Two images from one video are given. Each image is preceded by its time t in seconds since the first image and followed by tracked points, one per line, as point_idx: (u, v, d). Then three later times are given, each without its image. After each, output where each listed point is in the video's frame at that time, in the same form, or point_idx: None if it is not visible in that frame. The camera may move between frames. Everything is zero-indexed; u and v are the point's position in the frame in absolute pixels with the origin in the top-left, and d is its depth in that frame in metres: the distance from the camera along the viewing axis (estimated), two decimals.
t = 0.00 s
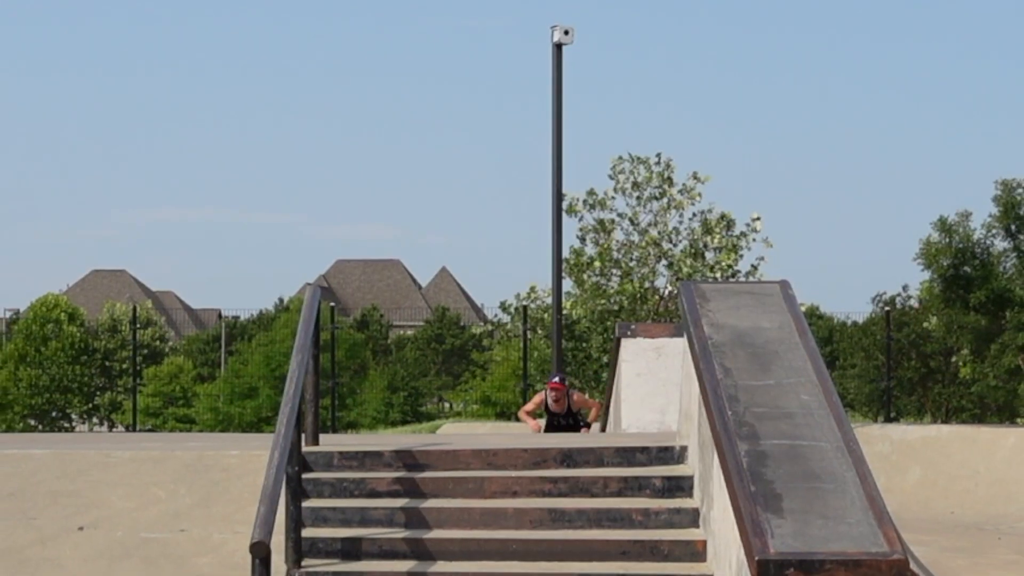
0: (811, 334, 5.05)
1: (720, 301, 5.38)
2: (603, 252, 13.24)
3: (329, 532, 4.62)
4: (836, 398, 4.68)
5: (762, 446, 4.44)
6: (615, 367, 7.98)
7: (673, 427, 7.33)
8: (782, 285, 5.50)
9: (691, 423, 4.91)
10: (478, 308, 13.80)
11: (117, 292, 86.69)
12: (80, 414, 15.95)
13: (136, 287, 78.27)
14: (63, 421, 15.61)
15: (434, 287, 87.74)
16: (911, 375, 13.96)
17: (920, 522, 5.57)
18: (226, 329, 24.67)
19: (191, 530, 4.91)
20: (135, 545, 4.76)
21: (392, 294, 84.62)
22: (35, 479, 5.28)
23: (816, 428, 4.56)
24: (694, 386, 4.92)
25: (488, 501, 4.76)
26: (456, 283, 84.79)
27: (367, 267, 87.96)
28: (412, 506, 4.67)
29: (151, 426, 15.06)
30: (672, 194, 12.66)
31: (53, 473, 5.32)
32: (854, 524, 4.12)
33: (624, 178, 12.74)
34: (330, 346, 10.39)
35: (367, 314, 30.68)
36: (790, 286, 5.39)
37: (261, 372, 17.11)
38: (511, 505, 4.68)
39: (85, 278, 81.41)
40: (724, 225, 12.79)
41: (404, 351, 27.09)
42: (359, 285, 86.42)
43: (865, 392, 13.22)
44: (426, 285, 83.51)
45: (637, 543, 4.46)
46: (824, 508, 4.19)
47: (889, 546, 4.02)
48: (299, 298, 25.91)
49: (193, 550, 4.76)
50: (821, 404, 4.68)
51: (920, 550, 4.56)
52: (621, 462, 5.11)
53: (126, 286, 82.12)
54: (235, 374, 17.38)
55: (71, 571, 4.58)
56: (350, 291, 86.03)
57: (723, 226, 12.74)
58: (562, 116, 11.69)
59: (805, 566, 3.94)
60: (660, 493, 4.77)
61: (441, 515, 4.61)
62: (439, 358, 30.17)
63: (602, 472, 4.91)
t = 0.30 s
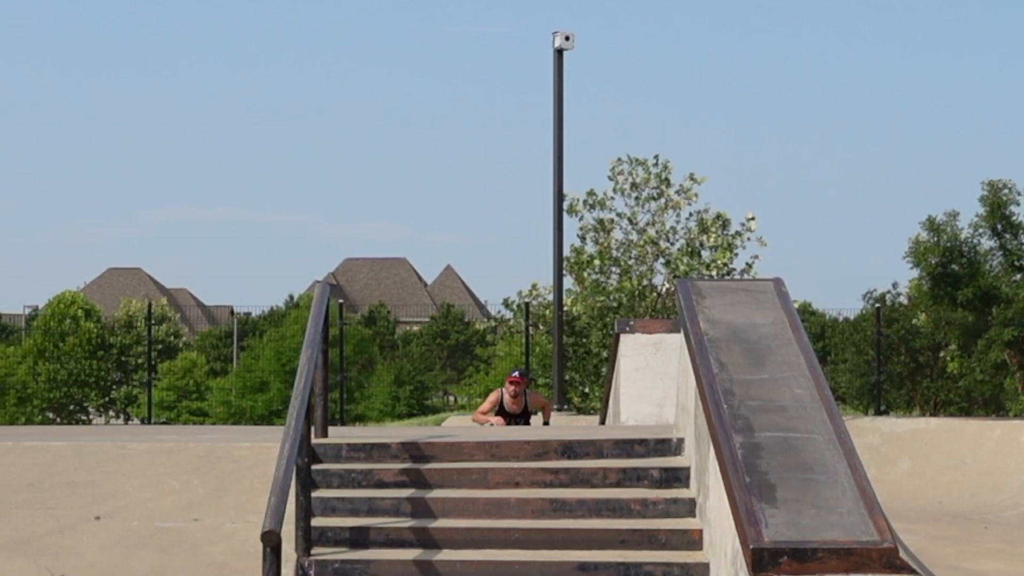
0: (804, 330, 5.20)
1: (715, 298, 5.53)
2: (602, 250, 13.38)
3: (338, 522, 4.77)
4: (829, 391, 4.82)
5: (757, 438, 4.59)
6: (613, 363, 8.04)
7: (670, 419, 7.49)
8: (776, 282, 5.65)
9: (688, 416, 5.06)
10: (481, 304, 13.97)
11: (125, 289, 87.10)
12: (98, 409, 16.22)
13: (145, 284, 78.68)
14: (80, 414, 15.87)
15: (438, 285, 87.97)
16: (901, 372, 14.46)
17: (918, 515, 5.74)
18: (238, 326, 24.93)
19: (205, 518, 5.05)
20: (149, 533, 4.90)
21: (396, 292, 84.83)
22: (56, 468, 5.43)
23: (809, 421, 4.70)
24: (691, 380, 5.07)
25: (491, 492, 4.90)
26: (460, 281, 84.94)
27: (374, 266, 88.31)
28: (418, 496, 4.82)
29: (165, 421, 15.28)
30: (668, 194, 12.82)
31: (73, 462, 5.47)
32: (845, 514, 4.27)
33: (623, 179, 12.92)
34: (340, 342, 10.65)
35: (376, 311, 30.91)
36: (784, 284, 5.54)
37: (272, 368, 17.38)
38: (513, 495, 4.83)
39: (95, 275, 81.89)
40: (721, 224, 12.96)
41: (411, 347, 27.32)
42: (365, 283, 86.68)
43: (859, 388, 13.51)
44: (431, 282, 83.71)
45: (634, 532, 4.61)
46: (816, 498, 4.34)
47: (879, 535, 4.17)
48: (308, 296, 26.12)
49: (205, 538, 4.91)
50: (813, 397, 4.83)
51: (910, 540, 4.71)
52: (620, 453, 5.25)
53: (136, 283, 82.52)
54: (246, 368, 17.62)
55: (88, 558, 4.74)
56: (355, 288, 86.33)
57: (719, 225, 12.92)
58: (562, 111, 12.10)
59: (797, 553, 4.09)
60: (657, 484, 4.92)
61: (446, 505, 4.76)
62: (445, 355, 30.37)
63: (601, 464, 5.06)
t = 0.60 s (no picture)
0: (794, 324, 5.41)
1: (709, 293, 5.75)
2: (602, 248, 13.86)
3: (349, 507, 5.00)
4: (818, 383, 5.04)
5: (749, 428, 4.81)
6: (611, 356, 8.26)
7: (667, 410, 7.68)
8: (768, 278, 5.87)
9: (683, 407, 5.28)
10: (486, 300, 14.24)
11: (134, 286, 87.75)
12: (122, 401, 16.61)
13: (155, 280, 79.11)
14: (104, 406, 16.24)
15: (445, 281, 88.28)
16: (887, 365, 16.44)
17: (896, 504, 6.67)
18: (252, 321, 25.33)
19: (222, 505, 5.28)
20: (169, 519, 5.14)
21: (404, 288, 85.11)
22: (80, 455, 5.64)
23: (799, 411, 4.91)
24: (686, 372, 5.29)
25: (496, 479, 5.12)
26: (467, 277, 85.17)
27: (382, 264, 88.80)
28: (426, 483, 5.04)
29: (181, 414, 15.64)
30: (665, 195, 13.04)
31: (96, 448, 5.68)
32: (833, 500, 4.49)
33: (622, 180, 13.16)
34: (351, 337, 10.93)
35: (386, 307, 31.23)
36: (775, 280, 5.76)
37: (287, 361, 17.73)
38: (517, 482, 5.05)
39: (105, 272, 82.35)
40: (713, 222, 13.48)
41: (418, 342, 27.72)
42: (373, 280, 87.02)
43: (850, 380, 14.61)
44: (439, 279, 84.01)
45: (633, 517, 4.84)
46: (805, 485, 4.56)
47: (865, 520, 4.39)
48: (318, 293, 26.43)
49: (223, 523, 5.14)
50: (803, 388, 5.05)
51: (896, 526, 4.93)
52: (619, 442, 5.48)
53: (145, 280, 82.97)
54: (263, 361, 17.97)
55: (113, 542, 4.97)
56: (364, 285, 86.82)
57: (713, 225, 13.42)
58: (562, 120, 12.01)
59: (787, 537, 4.30)
60: (654, 472, 5.14)
61: (452, 491, 4.98)
62: (454, 349, 30.67)
63: (601, 452, 5.28)
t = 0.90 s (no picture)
0: (783, 317, 5.70)
1: (702, 288, 6.05)
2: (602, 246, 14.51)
3: (363, 490, 5.30)
4: (805, 372, 5.33)
5: (740, 415, 5.09)
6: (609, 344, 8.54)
7: (662, 398, 8.01)
8: (758, 274, 6.16)
9: (678, 395, 5.57)
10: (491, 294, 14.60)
11: (152, 281, 88.74)
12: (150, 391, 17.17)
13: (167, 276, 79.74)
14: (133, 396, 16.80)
15: (454, 276, 88.72)
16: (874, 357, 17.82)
17: (883, 490, 7.07)
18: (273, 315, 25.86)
19: (243, 488, 5.57)
20: (193, 501, 5.44)
21: (413, 283, 85.57)
22: (109, 438, 5.95)
23: (788, 400, 5.20)
24: (681, 362, 5.57)
25: (502, 463, 5.41)
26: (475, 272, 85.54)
27: (393, 259, 89.36)
28: (435, 467, 5.34)
29: (209, 402, 16.26)
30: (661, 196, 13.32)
31: (122, 435, 5.97)
32: (819, 483, 4.77)
33: (619, 182, 13.47)
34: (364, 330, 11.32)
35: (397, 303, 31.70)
36: (764, 275, 6.04)
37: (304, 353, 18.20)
38: (522, 466, 5.34)
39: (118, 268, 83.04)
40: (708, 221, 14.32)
41: (432, 336, 28.20)
42: (383, 275, 87.50)
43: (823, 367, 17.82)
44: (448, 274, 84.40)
45: (631, 500, 5.14)
46: (793, 469, 4.84)
47: (849, 502, 4.68)
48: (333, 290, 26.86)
49: (245, 505, 5.45)
50: (791, 377, 5.33)
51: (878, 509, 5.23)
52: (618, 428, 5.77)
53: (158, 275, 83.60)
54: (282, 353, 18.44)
55: (140, 523, 5.30)
56: (378, 280, 87.40)
57: (706, 224, 14.41)
58: (567, 127, 12.37)
59: (776, 518, 4.59)
60: (650, 456, 5.44)
61: (461, 475, 5.28)
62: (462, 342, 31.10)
63: (601, 438, 5.57)
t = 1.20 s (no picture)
0: (770, 310, 6.04)
1: (695, 283, 6.40)
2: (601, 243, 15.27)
3: (378, 472, 5.68)
4: (791, 362, 5.67)
5: (731, 402, 5.43)
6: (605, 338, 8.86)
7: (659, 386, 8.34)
8: (747, 270, 6.51)
9: (672, 384, 5.92)
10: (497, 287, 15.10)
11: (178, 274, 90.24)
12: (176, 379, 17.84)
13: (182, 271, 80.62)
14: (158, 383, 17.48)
15: (463, 271, 89.22)
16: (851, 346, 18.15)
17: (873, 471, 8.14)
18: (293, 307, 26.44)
19: (265, 470, 5.97)
20: (218, 482, 5.84)
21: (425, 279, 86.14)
22: (139, 424, 6.37)
23: (776, 387, 5.54)
24: (675, 353, 5.92)
25: (508, 447, 5.78)
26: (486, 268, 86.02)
27: (405, 256, 89.72)
28: (445, 451, 5.70)
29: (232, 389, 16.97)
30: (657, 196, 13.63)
31: (151, 420, 6.43)
32: (805, 465, 5.11)
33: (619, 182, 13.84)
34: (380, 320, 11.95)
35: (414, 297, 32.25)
36: (753, 271, 6.40)
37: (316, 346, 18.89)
38: (526, 449, 5.71)
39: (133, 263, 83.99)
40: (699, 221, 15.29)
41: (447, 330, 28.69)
42: (395, 271, 88.07)
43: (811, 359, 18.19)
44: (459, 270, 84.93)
45: (628, 481, 5.50)
46: (781, 452, 5.18)
47: (833, 483, 5.01)
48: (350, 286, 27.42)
49: (267, 486, 5.83)
50: (778, 366, 5.67)
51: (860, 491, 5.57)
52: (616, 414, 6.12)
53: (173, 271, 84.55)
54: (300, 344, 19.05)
55: (169, 502, 5.68)
56: (391, 275, 88.07)
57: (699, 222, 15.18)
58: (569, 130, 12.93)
59: (764, 498, 4.94)
60: (647, 440, 5.80)
61: (469, 458, 5.64)
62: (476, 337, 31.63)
63: (600, 423, 5.93)
